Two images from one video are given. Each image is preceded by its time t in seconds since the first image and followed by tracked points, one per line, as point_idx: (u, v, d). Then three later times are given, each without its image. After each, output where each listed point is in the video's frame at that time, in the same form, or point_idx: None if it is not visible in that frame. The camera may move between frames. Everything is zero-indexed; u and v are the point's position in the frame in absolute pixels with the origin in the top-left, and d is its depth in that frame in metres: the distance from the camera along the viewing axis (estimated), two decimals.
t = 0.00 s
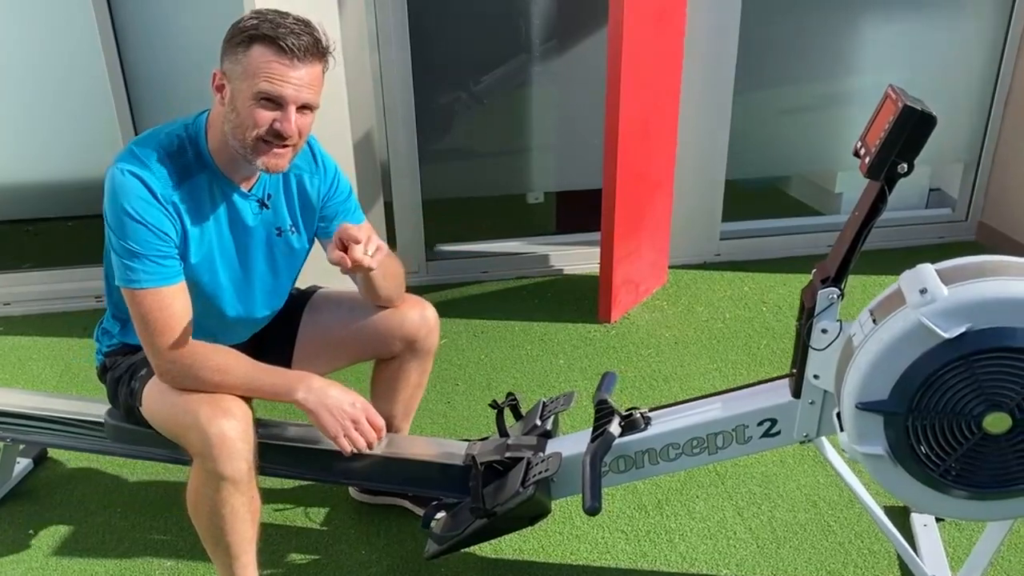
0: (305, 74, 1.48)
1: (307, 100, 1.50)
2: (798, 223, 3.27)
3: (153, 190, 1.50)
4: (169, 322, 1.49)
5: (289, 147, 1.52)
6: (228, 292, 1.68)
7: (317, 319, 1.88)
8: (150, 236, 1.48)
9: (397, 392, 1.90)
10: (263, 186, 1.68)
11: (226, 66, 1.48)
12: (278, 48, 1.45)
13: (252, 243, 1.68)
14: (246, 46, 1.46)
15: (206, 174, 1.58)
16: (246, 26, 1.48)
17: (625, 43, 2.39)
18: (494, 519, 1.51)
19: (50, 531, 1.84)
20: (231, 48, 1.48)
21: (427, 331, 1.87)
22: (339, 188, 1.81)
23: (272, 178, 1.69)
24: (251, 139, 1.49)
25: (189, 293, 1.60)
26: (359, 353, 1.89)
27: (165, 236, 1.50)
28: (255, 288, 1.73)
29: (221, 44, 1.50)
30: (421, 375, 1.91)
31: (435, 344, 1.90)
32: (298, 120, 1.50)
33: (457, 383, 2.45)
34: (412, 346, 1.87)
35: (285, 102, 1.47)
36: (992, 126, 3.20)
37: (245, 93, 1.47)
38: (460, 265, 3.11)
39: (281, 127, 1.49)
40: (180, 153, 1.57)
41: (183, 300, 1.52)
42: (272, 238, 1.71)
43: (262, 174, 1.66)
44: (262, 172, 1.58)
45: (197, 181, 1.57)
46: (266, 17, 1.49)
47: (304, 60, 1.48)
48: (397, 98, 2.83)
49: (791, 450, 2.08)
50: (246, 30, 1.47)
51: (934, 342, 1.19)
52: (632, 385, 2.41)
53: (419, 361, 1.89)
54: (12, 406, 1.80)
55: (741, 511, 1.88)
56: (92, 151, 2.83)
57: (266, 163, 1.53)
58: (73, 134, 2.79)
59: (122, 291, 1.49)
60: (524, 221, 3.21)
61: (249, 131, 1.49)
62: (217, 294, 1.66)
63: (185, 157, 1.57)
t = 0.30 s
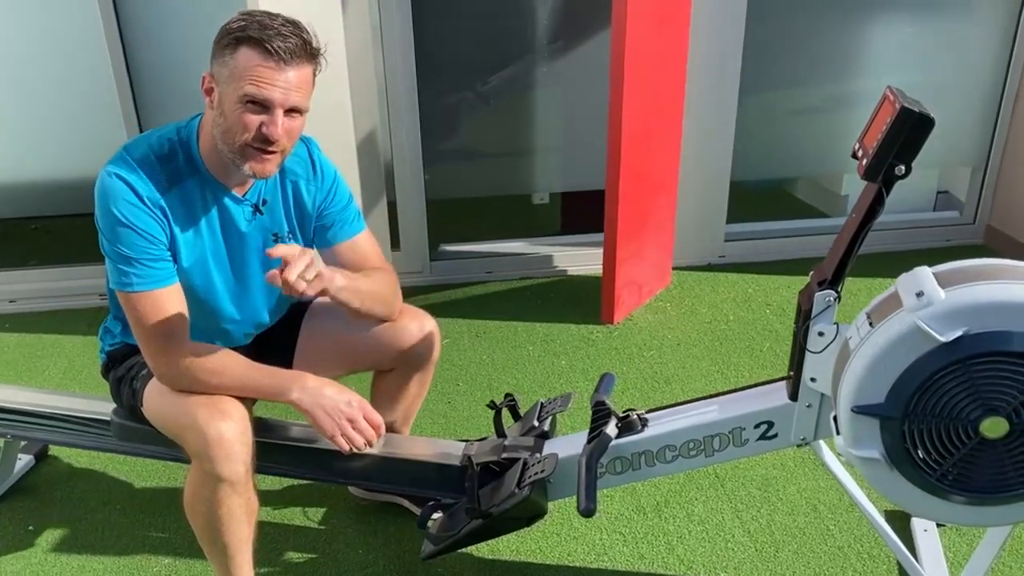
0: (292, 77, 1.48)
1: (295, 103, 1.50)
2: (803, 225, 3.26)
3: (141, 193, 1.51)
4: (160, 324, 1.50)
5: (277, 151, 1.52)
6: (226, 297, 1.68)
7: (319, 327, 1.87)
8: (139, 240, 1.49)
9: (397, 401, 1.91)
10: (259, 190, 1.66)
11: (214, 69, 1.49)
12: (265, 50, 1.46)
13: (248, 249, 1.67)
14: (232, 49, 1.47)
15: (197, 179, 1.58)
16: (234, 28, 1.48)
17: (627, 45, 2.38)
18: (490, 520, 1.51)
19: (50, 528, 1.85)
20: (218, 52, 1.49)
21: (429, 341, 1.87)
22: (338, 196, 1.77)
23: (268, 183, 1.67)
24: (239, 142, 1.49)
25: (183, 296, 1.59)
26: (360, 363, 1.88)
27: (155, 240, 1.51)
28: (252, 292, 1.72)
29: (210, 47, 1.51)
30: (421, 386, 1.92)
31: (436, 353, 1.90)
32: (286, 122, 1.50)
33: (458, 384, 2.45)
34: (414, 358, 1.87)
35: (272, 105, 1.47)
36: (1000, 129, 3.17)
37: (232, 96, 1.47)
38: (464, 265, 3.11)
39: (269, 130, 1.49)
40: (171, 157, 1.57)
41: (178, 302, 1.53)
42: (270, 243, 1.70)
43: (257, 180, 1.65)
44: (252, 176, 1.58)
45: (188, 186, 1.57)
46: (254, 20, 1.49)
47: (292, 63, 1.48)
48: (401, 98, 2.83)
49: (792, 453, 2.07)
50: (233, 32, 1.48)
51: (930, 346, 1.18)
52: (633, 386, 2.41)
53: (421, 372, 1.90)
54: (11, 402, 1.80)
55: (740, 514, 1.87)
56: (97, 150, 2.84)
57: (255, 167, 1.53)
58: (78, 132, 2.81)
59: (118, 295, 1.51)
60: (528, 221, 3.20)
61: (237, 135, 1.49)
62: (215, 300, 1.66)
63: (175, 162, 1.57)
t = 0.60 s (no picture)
0: (290, 79, 1.48)
1: (294, 105, 1.50)
2: (817, 228, 3.23)
3: (143, 196, 1.52)
4: (167, 326, 1.52)
5: (277, 155, 1.52)
6: (235, 300, 1.68)
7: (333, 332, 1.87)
8: (143, 242, 1.50)
9: (409, 406, 1.92)
10: (266, 195, 1.65)
11: (213, 72, 1.50)
12: (262, 52, 1.46)
13: (256, 253, 1.67)
14: (230, 52, 1.47)
15: (201, 183, 1.58)
16: (231, 30, 1.48)
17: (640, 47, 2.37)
18: (495, 521, 1.51)
19: (59, 523, 1.87)
20: (216, 55, 1.49)
21: (445, 346, 1.88)
22: (348, 202, 1.75)
23: (275, 187, 1.66)
24: (239, 146, 1.50)
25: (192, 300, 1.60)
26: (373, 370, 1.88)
27: (159, 243, 1.52)
28: (261, 295, 1.72)
29: (209, 50, 1.52)
30: (434, 391, 1.92)
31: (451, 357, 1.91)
32: (285, 126, 1.51)
33: (468, 385, 2.45)
34: (429, 365, 1.88)
35: (270, 108, 1.48)
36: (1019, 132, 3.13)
37: (231, 100, 1.48)
38: (475, 266, 3.11)
39: (268, 134, 1.49)
40: (175, 161, 1.57)
41: (187, 306, 1.55)
42: (277, 248, 1.69)
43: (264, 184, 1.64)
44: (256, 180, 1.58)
45: (191, 189, 1.57)
46: (252, 21, 1.49)
47: (290, 65, 1.48)
48: (413, 98, 2.83)
49: (802, 458, 2.05)
50: (230, 35, 1.48)
51: (941, 351, 1.17)
52: (643, 389, 2.40)
53: (435, 379, 1.90)
54: (21, 397, 1.81)
55: (748, 519, 1.86)
56: (112, 147, 2.86)
57: (256, 171, 1.53)
58: (94, 130, 2.83)
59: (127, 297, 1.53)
60: (540, 222, 3.20)
61: (237, 139, 1.49)
62: (224, 303, 1.66)
63: (179, 165, 1.57)
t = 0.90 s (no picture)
0: (313, 83, 1.48)
1: (317, 108, 1.50)
2: (842, 233, 3.19)
3: (166, 197, 1.53)
4: (190, 325, 1.53)
5: (299, 159, 1.53)
6: (259, 302, 1.69)
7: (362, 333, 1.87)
8: (167, 242, 1.52)
9: (437, 406, 1.92)
10: (291, 198, 1.65)
11: (237, 75, 1.51)
12: (285, 55, 1.46)
13: (281, 256, 1.67)
14: (254, 54, 1.48)
15: (225, 185, 1.59)
16: (256, 32, 1.49)
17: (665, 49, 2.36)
18: (511, 524, 1.51)
19: (81, 517, 1.89)
20: (241, 57, 1.50)
21: (476, 350, 1.88)
22: (375, 208, 1.75)
23: (300, 191, 1.66)
24: (261, 149, 1.51)
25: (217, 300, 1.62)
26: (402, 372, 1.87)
27: (182, 244, 1.53)
28: (285, 297, 1.72)
29: (234, 52, 1.53)
30: (462, 388, 1.92)
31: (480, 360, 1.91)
32: (307, 130, 1.51)
33: (486, 386, 2.45)
34: (457, 364, 1.87)
35: (293, 111, 1.48)
36: None
37: (254, 103, 1.49)
38: (495, 267, 3.11)
39: (290, 138, 1.50)
40: (200, 163, 1.58)
41: (211, 306, 1.56)
42: (302, 251, 1.70)
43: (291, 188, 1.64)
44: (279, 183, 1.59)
45: (215, 192, 1.58)
46: (276, 24, 1.50)
47: (313, 68, 1.48)
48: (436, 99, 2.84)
49: (823, 466, 2.02)
50: (254, 37, 1.49)
51: (965, 361, 1.15)
52: (662, 394, 2.38)
53: (464, 377, 1.90)
54: (45, 391, 1.83)
55: (767, 527, 1.84)
56: (137, 145, 2.90)
57: (278, 175, 1.54)
58: (119, 127, 2.86)
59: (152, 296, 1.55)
60: (561, 223, 3.19)
61: (259, 142, 1.50)
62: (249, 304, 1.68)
63: (204, 167, 1.58)
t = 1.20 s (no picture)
0: (363, 83, 1.49)
1: (364, 108, 1.50)
2: (874, 239, 3.14)
3: (210, 191, 1.54)
4: (230, 321, 1.54)
5: (345, 158, 1.53)
6: (297, 298, 1.70)
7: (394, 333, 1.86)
8: (210, 238, 1.53)
9: (468, 405, 1.92)
10: (332, 196, 1.66)
11: (286, 72, 1.52)
12: (335, 54, 1.47)
13: (320, 253, 1.68)
14: (304, 53, 1.48)
15: (269, 182, 1.60)
16: (306, 31, 1.50)
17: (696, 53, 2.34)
18: (533, 528, 1.50)
19: (107, 512, 1.91)
20: (290, 55, 1.51)
21: (510, 350, 1.87)
22: (414, 207, 1.76)
23: (341, 189, 1.67)
24: (307, 147, 1.51)
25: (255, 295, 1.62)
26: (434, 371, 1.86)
27: (225, 240, 1.54)
28: (323, 295, 1.73)
29: (283, 50, 1.54)
30: (494, 388, 1.91)
31: (514, 361, 1.90)
32: (355, 129, 1.52)
33: (511, 388, 2.44)
34: (490, 364, 1.86)
35: (341, 110, 1.49)
36: None
37: (302, 101, 1.49)
38: (522, 269, 3.10)
39: (337, 137, 1.50)
40: (244, 159, 1.59)
41: (249, 301, 1.57)
42: (341, 249, 1.70)
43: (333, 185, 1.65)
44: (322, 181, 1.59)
45: (259, 188, 1.59)
46: (326, 22, 1.51)
47: (363, 68, 1.49)
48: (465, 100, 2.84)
49: (852, 476, 1.99)
50: (304, 36, 1.49)
51: (1000, 372, 1.12)
52: (688, 400, 2.36)
53: (497, 376, 1.89)
54: (75, 386, 1.86)
55: (793, 537, 1.81)
56: (169, 143, 2.93)
57: (323, 173, 1.55)
58: (152, 126, 2.90)
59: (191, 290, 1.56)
60: (589, 226, 3.18)
61: (306, 140, 1.51)
62: (287, 300, 1.68)
63: (248, 164, 1.59)
